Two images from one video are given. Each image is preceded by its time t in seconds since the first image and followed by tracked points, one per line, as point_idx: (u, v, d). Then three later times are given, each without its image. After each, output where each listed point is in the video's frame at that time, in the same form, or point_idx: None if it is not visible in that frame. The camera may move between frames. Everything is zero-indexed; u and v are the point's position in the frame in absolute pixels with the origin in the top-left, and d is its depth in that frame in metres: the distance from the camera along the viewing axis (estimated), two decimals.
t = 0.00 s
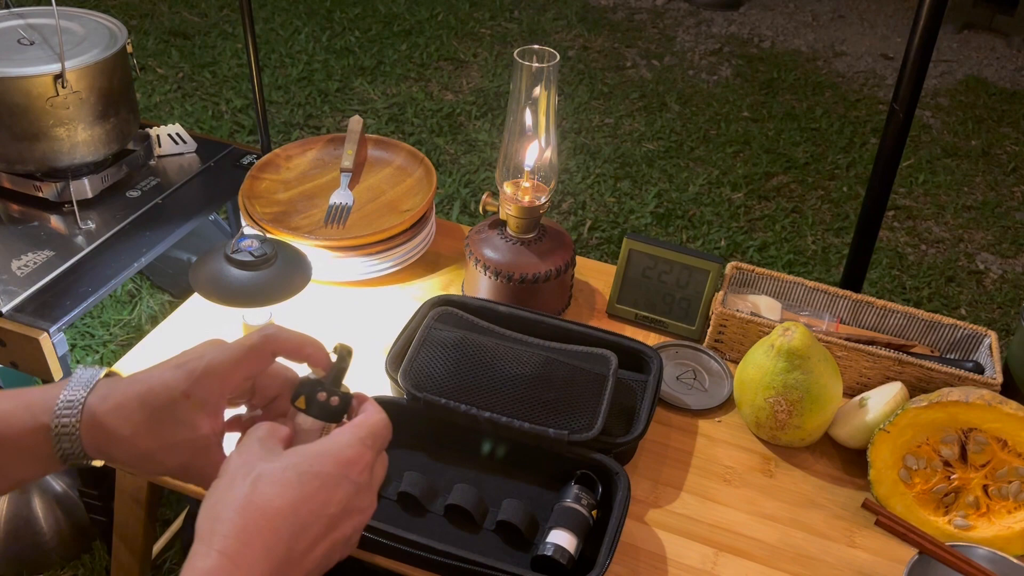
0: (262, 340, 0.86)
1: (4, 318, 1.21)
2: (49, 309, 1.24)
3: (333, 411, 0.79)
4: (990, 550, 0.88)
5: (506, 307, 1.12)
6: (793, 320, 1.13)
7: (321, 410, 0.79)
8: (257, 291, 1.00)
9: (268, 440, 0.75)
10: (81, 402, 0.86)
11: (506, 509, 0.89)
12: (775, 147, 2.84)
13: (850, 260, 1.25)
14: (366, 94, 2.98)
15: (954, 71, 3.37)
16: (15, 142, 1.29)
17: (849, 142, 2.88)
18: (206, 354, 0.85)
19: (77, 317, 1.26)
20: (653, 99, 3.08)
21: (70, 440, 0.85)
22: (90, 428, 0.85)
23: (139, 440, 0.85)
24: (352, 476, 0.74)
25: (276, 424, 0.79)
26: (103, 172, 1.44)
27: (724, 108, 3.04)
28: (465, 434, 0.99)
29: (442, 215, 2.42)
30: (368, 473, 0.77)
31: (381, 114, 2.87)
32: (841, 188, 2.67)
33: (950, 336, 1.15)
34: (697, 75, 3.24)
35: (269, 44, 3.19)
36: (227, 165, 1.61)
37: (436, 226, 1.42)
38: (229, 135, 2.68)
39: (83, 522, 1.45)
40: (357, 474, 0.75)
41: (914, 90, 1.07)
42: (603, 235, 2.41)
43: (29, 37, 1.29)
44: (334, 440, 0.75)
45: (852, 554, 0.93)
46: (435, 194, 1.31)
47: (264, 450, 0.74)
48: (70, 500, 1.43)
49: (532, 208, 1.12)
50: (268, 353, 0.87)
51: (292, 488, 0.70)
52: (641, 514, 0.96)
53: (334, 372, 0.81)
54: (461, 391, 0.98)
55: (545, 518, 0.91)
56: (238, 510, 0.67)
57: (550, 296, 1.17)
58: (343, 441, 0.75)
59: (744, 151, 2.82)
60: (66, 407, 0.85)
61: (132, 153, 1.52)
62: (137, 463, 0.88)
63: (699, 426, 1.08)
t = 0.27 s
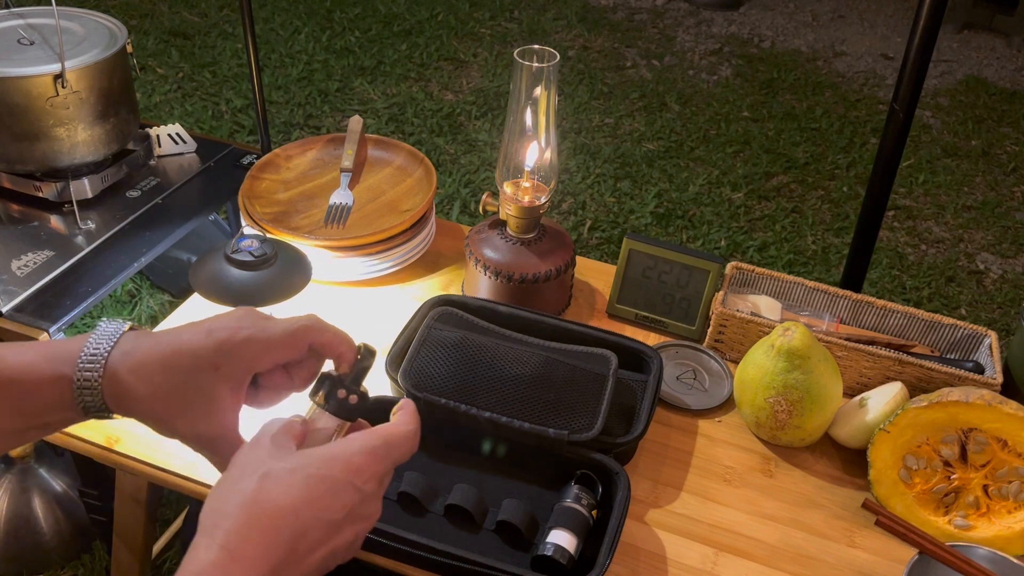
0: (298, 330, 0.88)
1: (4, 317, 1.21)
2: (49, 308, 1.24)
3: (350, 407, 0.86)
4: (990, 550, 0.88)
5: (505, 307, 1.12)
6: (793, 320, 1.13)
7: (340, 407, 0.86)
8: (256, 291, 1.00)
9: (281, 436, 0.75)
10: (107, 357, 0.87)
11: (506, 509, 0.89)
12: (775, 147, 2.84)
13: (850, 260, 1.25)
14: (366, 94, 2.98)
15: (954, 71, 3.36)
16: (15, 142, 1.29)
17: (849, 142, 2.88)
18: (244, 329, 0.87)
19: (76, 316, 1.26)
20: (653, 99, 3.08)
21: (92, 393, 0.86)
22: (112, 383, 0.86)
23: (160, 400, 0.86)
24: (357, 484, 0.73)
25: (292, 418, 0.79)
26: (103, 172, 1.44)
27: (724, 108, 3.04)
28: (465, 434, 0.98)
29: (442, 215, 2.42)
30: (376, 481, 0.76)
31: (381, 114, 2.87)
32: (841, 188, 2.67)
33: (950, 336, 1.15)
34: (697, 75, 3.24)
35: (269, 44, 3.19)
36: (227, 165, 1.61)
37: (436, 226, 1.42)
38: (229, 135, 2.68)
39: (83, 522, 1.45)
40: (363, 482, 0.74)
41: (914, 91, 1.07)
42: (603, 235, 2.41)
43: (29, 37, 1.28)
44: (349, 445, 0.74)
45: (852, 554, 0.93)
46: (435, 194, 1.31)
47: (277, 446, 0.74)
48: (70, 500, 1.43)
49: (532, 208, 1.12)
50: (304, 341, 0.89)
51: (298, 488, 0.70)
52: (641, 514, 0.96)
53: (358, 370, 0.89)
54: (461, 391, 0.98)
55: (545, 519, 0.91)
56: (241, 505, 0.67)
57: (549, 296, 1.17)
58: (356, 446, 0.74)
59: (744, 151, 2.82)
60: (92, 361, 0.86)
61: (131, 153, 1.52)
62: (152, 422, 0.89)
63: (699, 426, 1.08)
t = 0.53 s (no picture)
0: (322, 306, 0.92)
1: (4, 318, 1.21)
2: (49, 308, 1.24)
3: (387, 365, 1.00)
4: (991, 550, 0.88)
5: (506, 307, 1.12)
6: (793, 320, 1.13)
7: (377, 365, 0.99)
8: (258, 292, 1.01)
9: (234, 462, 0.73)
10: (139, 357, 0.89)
11: (506, 509, 0.90)
12: (775, 147, 2.84)
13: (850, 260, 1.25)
14: (366, 94, 2.98)
15: (954, 71, 3.36)
16: (15, 141, 1.29)
17: (849, 142, 2.88)
18: (264, 317, 0.90)
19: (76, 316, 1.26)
20: (653, 99, 3.08)
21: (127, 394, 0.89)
22: (148, 383, 0.89)
23: (199, 392, 0.89)
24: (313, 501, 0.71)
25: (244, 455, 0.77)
26: (103, 172, 1.44)
27: (724, 108, 3.04)
28: (465, 434, 0.98)
29: (442, 215, 2.42)
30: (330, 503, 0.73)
31: (381, 114, 2.87)
32: (841, 188, 2.66)
33: (950, 336, 1.15)
34: (697, 75, 3.24)
35: (269, 44, 3.19)
36: (227, 165, 1.61)
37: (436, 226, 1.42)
38: (229, 135, 2.68)
39: (82, 522, 1.45)
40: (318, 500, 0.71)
41: (914, 91, 1.07)
42: (603, 235, 2.41)
43: (29, 37, 1.28)
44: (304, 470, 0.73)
45: (852, 554, 0.93)
46: (435, 194, 1.31)
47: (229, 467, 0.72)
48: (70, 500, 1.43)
49: (532, 208, 1.12)
50: (321, 317, 0.92)
51: (264, 479, 0.64)
52: (641, 514, 0.96)
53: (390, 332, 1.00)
54: (461, 391, 0.98)
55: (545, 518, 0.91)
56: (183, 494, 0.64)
57: (549, 296, 1.17)
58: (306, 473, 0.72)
59: (744, 151, 2.82)
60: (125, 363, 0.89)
61: (131, 153, 1.52)
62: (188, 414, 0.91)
63: (699, 426, 1.08)
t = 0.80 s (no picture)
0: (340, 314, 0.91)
1: (4, 318, 1.21)
2: (49, 308, 1.24)
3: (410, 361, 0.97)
4: (991, 550, 0.88)
5: (506, 307, 1.12)
6: (793, 320, 1.13)
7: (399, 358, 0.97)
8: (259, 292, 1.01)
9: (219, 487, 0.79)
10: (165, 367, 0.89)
11: (506, 509, 0.90)
12: (775, 147, 2.84)
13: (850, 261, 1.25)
14: (366, 94, 2.98)
15: (954, 71, 3.36)
16: (14, 141, 1.29)
17: (849, 142, 2.88)
18: (288, 332, 0.90)
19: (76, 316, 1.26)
20: (653, 99, 3.08)
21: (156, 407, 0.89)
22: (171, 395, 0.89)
23: (220, 403, 0.88)
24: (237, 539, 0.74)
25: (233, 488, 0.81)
26: (103, 172, 1.44)
27: (724, 108, 3.04)
28: (465, 433, 0.98)
29: (442, 215, 2.42)
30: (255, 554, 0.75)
31: (381, 114, 2.87)
32: (841, 189, 2.66)
33: (950, 336, 1.15)
34: (697, 75, 3.24)
35: (269, 44, 3.19)
36: (227, 165, 1.61)
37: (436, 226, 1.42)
38: (229, 135, 2.68)
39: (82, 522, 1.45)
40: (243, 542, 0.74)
41: (914, 91, 1.07)
42: (603, 235, 2.41)
43: (29, 37, 1.28)
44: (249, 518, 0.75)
45: (852, 554, 0.93)
46: (435, 194, 1.31)
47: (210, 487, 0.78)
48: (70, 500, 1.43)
49: (532, 208, 1.12)
50: (343, 328, 0.91)
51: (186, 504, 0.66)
52: (641, 514, 0.96)
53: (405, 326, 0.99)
54: (461, 391, 0.98)
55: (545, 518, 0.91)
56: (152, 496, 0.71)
57: (550, 296, 1.17)
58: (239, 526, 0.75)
59: (744, 151, 2.82)
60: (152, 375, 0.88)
61: (132, 153, 1.52)
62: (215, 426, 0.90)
63: (700, 426, 1.08)
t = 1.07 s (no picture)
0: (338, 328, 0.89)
1: (4, 318, 1.21)
2: (49, 309, 1.24)
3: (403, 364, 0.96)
4: (991, 550, 0.88)
5: (506, 307, 1.12)
6: (793, 320, 1.13)
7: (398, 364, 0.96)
8: (257, 292, 1.00)
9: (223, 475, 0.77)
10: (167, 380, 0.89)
11: (507, 509, 0.89)
12: (775, 147, 2.84)
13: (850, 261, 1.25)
14: (366, 94, 2.98)
15: (954, 71, 3.36)
16: (14, 141, 1.29)
17: (849, 142, 2.88)
18: (288, 346, 0.88)
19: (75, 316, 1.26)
20: (653, 99, 3.08)
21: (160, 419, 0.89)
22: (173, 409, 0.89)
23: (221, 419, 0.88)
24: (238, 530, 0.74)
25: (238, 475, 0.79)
26: (103, 172, 1.44)
27: (724, 108, 3.04)
28: (465, 433, 0.98)
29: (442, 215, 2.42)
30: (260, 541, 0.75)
31: (381, 114, 2.87)
32: (841, 189, 2.67)
33: (950, 336, 1.15)
34: (697, 75, 3.24)
35: (269, 44, 3.19)
36: (227, 165, 1.61)
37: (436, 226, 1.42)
38: (229, 135, 2.68)
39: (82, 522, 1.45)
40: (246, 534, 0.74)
41: (914, 91, 1.07)
42: (603, 235, 2.41)
43: (29, 37, 1.28)
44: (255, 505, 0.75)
45: (853, 554, 0.93)
46: (435, 194, 1.31)
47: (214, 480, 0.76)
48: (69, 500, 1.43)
49: (532, 208, 1.12)
50: (344, 341, 0.89)
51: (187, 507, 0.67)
52: (641, 514, 0.96)
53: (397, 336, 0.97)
54: (461, 391, 0.98)
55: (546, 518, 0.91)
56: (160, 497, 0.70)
57: (550, 296, 1.17)
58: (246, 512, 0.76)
59: (744, 151, 2.82)
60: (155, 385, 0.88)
61: (132, 153, 1.52)
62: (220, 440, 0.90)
63: (699, 426, 1.08)
